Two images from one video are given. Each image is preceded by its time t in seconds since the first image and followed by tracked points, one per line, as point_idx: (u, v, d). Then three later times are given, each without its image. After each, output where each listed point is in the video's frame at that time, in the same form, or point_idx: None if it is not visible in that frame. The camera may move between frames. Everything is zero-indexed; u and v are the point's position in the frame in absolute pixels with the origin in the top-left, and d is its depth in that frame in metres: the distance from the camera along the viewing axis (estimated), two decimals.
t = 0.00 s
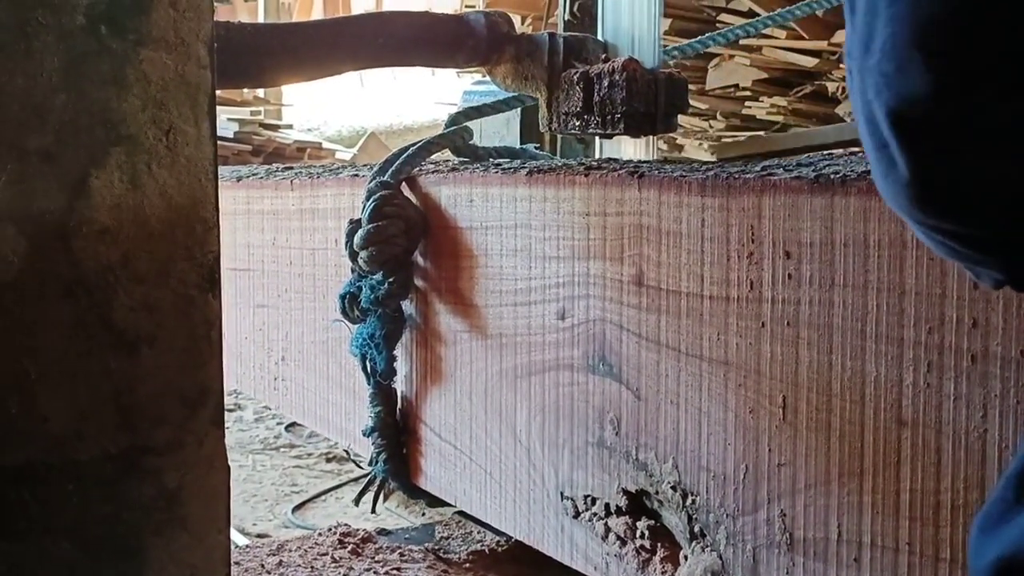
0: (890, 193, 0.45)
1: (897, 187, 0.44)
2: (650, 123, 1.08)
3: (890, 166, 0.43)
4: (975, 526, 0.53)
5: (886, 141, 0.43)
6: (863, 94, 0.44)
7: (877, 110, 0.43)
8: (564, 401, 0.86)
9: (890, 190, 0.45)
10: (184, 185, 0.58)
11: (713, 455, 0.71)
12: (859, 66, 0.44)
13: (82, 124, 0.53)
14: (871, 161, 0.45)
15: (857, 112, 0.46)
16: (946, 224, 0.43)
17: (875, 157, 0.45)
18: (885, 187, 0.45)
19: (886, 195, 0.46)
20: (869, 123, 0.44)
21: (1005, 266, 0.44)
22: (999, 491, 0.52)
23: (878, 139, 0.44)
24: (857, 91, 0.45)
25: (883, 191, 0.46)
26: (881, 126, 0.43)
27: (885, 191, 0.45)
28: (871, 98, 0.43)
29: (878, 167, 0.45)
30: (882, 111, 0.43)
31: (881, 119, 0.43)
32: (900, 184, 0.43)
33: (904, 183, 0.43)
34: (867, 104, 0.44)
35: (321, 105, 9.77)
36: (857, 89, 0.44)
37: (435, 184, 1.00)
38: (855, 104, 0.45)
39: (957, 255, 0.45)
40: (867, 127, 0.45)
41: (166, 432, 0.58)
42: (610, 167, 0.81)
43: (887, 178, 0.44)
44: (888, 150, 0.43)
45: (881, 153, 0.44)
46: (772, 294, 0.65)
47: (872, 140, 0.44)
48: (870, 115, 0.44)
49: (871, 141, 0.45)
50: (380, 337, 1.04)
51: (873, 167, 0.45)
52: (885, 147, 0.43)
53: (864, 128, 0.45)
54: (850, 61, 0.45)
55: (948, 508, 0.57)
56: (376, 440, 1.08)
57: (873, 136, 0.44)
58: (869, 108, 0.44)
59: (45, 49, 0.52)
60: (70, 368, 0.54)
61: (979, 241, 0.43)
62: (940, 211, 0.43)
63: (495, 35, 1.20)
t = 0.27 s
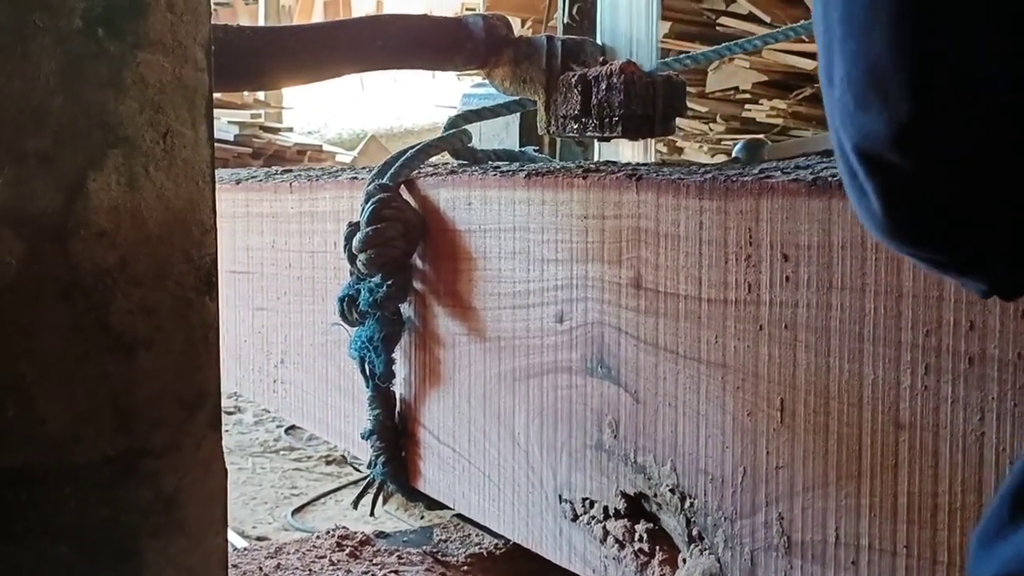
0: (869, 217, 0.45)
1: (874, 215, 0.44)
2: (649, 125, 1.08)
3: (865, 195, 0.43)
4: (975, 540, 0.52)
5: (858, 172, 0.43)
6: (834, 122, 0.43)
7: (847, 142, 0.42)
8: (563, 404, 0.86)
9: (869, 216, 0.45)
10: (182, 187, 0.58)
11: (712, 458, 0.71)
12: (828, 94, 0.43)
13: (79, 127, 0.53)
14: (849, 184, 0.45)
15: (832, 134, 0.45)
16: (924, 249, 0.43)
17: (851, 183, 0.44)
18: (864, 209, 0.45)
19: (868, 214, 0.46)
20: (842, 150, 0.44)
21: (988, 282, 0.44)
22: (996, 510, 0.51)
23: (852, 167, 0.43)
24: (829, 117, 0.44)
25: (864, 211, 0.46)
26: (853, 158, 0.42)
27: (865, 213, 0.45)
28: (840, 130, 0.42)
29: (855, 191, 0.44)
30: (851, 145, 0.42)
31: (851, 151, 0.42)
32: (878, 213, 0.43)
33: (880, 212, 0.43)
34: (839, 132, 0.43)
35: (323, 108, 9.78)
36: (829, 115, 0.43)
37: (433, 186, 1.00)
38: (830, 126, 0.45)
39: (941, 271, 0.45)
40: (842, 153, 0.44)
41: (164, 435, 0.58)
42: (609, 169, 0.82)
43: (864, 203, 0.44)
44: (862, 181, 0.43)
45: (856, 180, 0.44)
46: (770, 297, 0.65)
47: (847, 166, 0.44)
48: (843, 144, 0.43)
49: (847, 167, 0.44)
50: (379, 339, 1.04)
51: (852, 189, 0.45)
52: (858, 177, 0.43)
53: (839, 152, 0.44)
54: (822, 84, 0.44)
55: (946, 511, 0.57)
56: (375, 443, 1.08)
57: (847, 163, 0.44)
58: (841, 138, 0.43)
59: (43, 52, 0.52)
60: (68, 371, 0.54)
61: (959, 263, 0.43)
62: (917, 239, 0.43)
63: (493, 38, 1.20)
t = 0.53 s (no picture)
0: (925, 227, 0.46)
1: (936, 225, 0.45)
2: (647, 128, 1.08)
3: (932, 205, 0.44)
4: None
5: (928, 179, 0.44)
6: (902, 131, 0.44)
7: (919, 150, 0.44)
8: (562, 407, 0.86)
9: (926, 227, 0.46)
10: (180, 189, 0.58)
11: (711, 461, 0.71)
12: (895, 102, 0.44)
13: (78, 129, 0.53)
14: (906, 194, 0.46)
15: (891, 143, 0.46)
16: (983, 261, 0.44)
17: (913, 193, 0.45)
18: (920, 220, 0.46)
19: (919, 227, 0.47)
20: (907, 159, 0.45)
21: None
22: None
23: (919, 177, 0.44)
24: (892, 126, 0.45)
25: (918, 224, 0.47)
26: (924, 166, 0.44)
27: (920, 225, 0.46)
28: (911, 138, 0.44)
29: (914, 201, 0.46)
30: (924, 152, 0.43)
31: (924, 159, 0.43)
32: (939, 221, 0.44)
33: (942, 221, 0.44)
34: (905, 144, 0.45)
35: (323, 111, 9.81)
36: (894, 125, 0.45)
37: (432, 189, 1.00)
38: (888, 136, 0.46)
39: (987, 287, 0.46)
40: (905, 162, 0.45)
41: (162, 437, 0.58)
42: (608, 172, 0.81)
43: (925, 213, 0.45)
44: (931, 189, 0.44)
45: (920, 189, 0.45)
46: (769, 300, 0.65)
47: (910, 175, 0.45)
48: (910, 153, 0.44)
49: (908, 177, 0.45)
50: (378, 342, 1.04)
51: (908, 199, 0.46)
52: (927, 186, 0.44)
53: (900, 162, 0.46)
54: (883, 95, 0.46)
55: (945, 514, 0.57)
56: (373, 446, 1.08)
57: (912, 173, 0.45)
58: (910, 147, 0.44)
59: (41, 55, 0.52)
60: (66, 373, 0.54)
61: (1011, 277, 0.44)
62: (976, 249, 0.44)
63: (492, 41, 1.20)
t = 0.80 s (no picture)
0: (929, 176, 0.43)
1: (939, 170, 0.42)
2: (645, 129, 1.08)
3: (937, 147, 0.42)
4: None
5: (936, 119, 0.41)
6: (913, 70, 0.42)
7: (930, 86, 0.41)
8: (560, 408, 0.85)
9: (929, 175, 0.43)
10: (177, 190, 0.57)
11: (708, 462, 0.71)
12: (911, 38, 0.42)
13: (74, 129, 0.53)
14: (912, 141, 0.44)
15: (902, 88, 0.44)
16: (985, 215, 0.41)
17: (919, 136, 0.43)
18: (925, 168, 0.43)
19: (922, 181, 0.45)
20: (914, 101, 0.43)
21: None
22: None
23: (926, 117, 0.42)
24: (904, 68, 0.43)
25: (921, 175, 0.44)
26: (932, 102, 0.41)
27: (924, 176, 0.44)
28: (922, 74, 0.42)
29: (921, 147, 0.43)
30: (934, 87, 0.41)
31: (932, 95, 0.41)
32: (942, 166, 0.42)
33: (944, 164, 0.42)
34: (914, 85, 0.43)
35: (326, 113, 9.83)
36: (907, 64, 0.43)
37: (430, 189, 1.00)
38: (900, 80, 0.44)
39: (986, 251, 0.43)
40: (915, 104, 0.43)
41: (159, 439, 0.58)
42: (605, 172, 0.81)
43: (931, 158, 0.42)
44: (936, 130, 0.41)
45: (927, 131, 0.42)
46: (766, 300, 0.65)
47: (920, 117, 0.42)
48: (920, 92, 0.42)
49: (917, 119, 0.43)
50: (376, 343, 1.04)
51: (913, 146, 0.44)
52: (934, 127, 0.42)
53: (909, 107, 0.43)
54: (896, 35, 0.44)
55: (942, 514, 0.56)
56: (371, 446, 1.07)
57: (920, 113, 0.42)
58: (920, 84, 0.42)
59: (38, 55, 0.52)
60: (62, 373, 0.54)
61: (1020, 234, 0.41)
62: (977, 198, 0.41)
63: (491, 41, 1.20)
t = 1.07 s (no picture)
0: (924, 161, 0.47)
1: (935, 153, 0.46)
2: (645, 128, 1.08)
3: (931, 133, 0.45)
4: None
5: (930, 107, 0.45)
6: (910, 58, 0.46)
7: (925, 73, 0.45)
8: (560, 407, 0.86)
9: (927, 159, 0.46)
10: (176, 189, 0.58)
11: (707, 461, 0.71)
12: (906, 27, 0.45)
13: (73, 128, 0.53)
14: (909, 127, 0.47)
15: (900, 76, 0.47)
16: (977, 198, 0.45)
17: (915, 123, 0.46)
18: (922, 153, 0.47)
19: (917, 165, 0.48)
20: (912, 89, 0.46)
21: None
22: None
23: (922, 104, 0.45)
24: (901, 56, 0.47)
25: (917, 159, 0.48)
26: (928, 90, 0.45)
27: (919, 160, 0.47)
28: (919, 61, 0.45)
29: (916, 134, 0.47)
30: (930, 73, 0.44)
31: (928, 81, 0.45)
32: (937, 152, 0.45)
33: (939, 148, 0.45)
34: (910, 70, 0.46)
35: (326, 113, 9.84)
36: (902, 52, 0.46)
37: (430, 189, 1.01)
38: (898, 68, 0.47)
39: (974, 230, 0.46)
40: (910, 92, 0.46)
41: (158, 438, 0.58)
42: (605, 172, 0.81)
43: (924, 145, 0.46)
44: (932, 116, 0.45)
45: (922, 117, 0.46)
46: (766, 299, 0.65)
47: (915, 105, 0.46)
48: (916, 79, 0.46)
49: (913, 106, 0.46)
50: (376, 343, 1.04)
51: (909, 132, 0.47)
52: (929, 114, 0.45)
53: (907, 94, 0.47)
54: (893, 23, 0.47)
55: (942, 513, 0.56)
56: (371, 446, 1.07)
57: (916, 102, 0.46)
58: (917, 71, 0.45)
59: (36, 54, 0.52)
60: (61, 373, 0.54)
61: (1010, 221, 0.45)
62: (968, 183, 0.45)
63: (491, 41, 1.20)
